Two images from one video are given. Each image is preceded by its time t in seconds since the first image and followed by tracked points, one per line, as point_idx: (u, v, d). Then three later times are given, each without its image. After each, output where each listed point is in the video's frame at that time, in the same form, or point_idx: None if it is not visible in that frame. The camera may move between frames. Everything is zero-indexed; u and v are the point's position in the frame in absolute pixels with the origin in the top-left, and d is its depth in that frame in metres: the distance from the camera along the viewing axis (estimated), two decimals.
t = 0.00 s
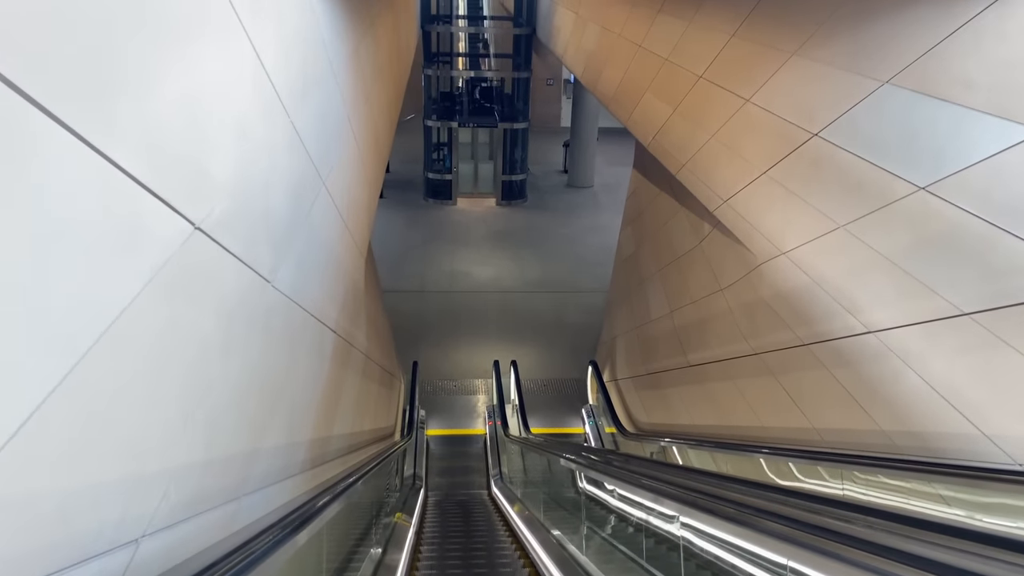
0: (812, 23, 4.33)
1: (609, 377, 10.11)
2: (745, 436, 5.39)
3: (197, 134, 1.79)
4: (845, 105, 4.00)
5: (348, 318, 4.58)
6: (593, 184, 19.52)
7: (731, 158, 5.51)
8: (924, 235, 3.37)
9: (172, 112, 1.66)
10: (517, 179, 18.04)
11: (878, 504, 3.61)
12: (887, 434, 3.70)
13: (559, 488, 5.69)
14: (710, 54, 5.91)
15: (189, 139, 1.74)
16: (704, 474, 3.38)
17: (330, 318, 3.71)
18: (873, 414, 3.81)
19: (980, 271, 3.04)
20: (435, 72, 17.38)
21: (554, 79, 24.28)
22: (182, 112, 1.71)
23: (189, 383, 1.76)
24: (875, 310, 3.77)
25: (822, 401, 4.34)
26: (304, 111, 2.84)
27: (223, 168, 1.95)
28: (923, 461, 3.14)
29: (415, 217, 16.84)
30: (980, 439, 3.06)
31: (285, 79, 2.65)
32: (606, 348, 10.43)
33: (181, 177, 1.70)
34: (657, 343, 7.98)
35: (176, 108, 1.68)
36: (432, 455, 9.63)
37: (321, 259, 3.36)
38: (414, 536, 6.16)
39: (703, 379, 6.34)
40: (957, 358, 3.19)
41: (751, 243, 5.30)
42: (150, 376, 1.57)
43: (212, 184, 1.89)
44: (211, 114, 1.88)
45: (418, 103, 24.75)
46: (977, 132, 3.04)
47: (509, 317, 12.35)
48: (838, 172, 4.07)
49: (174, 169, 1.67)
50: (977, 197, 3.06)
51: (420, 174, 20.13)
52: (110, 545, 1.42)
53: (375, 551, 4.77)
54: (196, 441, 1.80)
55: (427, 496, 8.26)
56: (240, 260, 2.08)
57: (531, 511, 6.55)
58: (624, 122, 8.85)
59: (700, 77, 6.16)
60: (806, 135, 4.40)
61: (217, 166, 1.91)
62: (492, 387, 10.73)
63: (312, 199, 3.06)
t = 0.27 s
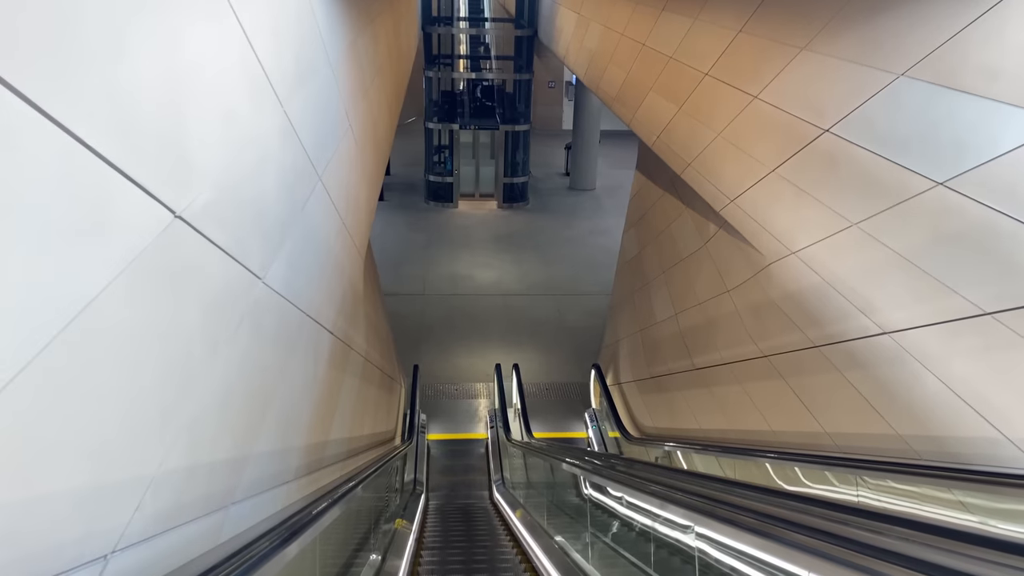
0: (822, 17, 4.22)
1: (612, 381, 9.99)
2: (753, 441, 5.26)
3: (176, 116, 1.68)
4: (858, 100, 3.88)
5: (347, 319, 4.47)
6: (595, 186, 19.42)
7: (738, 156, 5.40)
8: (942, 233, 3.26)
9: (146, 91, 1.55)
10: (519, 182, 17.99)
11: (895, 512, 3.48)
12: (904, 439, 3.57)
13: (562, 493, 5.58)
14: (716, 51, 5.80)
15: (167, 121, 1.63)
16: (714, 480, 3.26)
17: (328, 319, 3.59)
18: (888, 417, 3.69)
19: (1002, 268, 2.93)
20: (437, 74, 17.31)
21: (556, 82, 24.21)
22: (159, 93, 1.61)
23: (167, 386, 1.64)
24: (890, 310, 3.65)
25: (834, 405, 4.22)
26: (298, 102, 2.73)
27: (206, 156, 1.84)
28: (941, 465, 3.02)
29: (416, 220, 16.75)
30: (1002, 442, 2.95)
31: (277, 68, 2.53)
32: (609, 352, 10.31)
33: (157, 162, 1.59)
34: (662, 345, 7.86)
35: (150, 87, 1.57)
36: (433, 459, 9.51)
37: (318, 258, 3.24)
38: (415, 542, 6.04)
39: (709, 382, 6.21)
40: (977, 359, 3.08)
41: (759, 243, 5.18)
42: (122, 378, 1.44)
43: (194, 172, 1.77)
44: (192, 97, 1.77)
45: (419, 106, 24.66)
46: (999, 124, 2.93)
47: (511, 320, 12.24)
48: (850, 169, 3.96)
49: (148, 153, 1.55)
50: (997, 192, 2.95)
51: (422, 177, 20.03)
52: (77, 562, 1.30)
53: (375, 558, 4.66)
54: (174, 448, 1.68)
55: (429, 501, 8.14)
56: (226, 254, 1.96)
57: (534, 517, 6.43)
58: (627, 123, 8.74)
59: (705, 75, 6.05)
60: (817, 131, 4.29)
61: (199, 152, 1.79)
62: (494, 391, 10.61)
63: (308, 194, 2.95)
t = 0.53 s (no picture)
0: (834, 9, 4.10)
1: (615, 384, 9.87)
2: (761, 445, 5.14)
3: (152, 95, 1.57)
4: (872, 94, 3.76)
5: (345, 321, 4.35)
6: (597, 188, 19.31)
7: (745, 154, 5.28)
8: (963, 229, 3.13)
9: (119, 65, 1.45)
10: (520, 185, 17.93)
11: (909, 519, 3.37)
12: (921, 443, 3.45)
13: (565, 497, 5.46)
14: (722, 47, 5.68)
15: (142, 100, 1.52)
16: (724, 485, 3.14)
17: (326, 319, 3.48)
18: (904, 420, 3.57)
19: None
20: (438, 75, 17.19)
21: (557, 84, 24.15)
22: (132, 67, 1.50)
23: (142, 389, 1.52)
24: (905, 310, 3.53)
25: (847, 408, 4.10)
26: (291, 92, 2.61)
27: (186, 139, 1.72)
28: (963, 471, 2.90)
29: (417, 222, 16.64)
30: None
31: (268, 54, 2.41)
32: (612, 355, 10.19)
33: (131, 143, 1.48)
34: (666, 348, 7.74)
35: (123, 61, 1.46)
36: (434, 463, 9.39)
37: (313, 255, 3.12)
38: (416, 547, 5.91)
39: (715, 385, 6.09)
40: (998, 359, 2.96)
41: (768, 243, 5.06)
42: (89, 381, 1.32)
43: (174, 156, 1.67)
44: (170, 75, 1.65)
45: (420, 108, 24.56)
46: None
47: (512, 323, 12.13)
48: (864, 165, 3.84)
49: (121, 134, 1.45)
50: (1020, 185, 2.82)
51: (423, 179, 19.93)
52: None
53: (376, 564, 4.54)
54: (150, 456, 1.55)
55: (430, 506, 8.02)
56: (209, 244, 1.84)
57: (536, 522, 6.30)
58: (630, 122, 8.63)
59: (711, 72, 5.93)
60: (828, 127, 4.17)
61: (178, 135, 1.68)
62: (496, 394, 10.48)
63: (302, 189, 2.83)
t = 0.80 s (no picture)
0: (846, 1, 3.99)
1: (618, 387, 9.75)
2: (770, 449, 5.02)
3: (127, 69, 1.47)
4: (886, 87, 3.65)
5: (343, 321, 4.23)
6: (599, 190, 19.22)
7: (753, 152, 5.17)
8: (984, 224, 3.02)
9: (87, 35, 1.34)
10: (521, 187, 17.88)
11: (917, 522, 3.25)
12: (940, 448, 3.33)
13: (567, 502, 5.34)
14: (729, 43, 5.57)
15: (116, 73, 1.43)
16: (730, 489, 3.03)
17: (323, 319, 3.37)
18: (921, 424, 3.45)
19: None
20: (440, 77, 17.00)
21: (558, 86, 24.09)
22: (103, 39, 1.39)
23: (113, 390, 1.40)
24: (922, 310, 3.42)
25: (860, 411, 3.98)
26: (284, 82, 2.50)
27: (166, 116, 1.62)
28: (986, 477, 2.78)
29: (418, 224, 16.54)
30: None
31: (259, 39, 2.30)
32: (615, 357, 10.07)
33: (104, 116, 1.39)
34: (671, 351, 7.62)
35: (93, 32, 1.36)
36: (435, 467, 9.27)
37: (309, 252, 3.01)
38: (417, 553, 5.79)
39: (722, 388, 5.97)
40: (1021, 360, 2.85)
41: (777, 242, 4.94)
42: (49, 376, 1.21)
43: (151, 138, 1.56)
44: (145, 51, 1.55)
45: (421, 111, 24.48)
46: None
47: (514, 325, 12.02)
48: (878, 161, 3.72)
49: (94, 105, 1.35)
50: None
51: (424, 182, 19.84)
52: None
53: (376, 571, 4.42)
54: (119, 462, 1.43)
55: (431, 510, 7.90)
56: (192, 232, 1.73)
57: (538, 527, 6.19)
58: (634, 122, 8.52)
59: (718, 69, 5.82)
60: (840, 122, 4.06)
61: (156, 111, 1.58)
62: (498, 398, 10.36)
63: (297, 182, 2.72)
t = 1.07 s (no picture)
0: None
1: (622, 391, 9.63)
2: (779, 454, 4.90)
3: (95, 36, 1.38)
4: (901, 79, 3.54)
5: (341, 323, 4.11)
6: (601, 193, 19.11)
7: (761, 149, 5.06)
8: (1007, 220, 2.91)
9: None
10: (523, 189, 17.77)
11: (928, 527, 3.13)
12: (959, 453, 3.21)
13: (570, 507, 5.22)
14: (736, 38, 5.46)
15: (81, 37, 1.33)
16: (735, 492, 2.92)
17: (320, 320, 3.25)
18: (940, 428, 3.34)
19: None
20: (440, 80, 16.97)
21: (560, 88, 24.01)
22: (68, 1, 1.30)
23: (80, 396, 1.29)
24: (941, 310, 3.30)
25: (874, 415, 3.86)
26: (277, 69, 2.38)
27: (140, 92, 1.52)
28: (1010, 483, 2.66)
29: (419, 227, 16.43)
30: None
31: (250, 23, 2.20)
32: (618, 361, 9.95)
33: (69, 85, 1.29)
34: (675, 354, 7.50)
35: None
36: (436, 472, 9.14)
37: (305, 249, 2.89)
38: (418, 559, 5.67)
39: (729, 391, 5.85)
40: None
41: (786, 242, 4.83)
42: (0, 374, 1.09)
43: (124, 113, 1.46)
44: (115, 19, 1.45)
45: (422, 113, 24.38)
46: None
47: (516, 328, 11.90)
48: (893, 156, 3.61)
49: (60, 74, 1.27)
50: None
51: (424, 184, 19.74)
52: None
53: None
54: (86, 471, 1.31)
55: (431, 516, 7.77)
56: (170, 216, 1.63)
57: (541, 532, 6.07)
58: (637, 122, 8.41)
59: (724, 66, 5.71)
60: (852, 117, 3.95)
61: (128, 86, 1.48)
62: (499, 401, 10.24)
63: (291, 176, 2.61)
